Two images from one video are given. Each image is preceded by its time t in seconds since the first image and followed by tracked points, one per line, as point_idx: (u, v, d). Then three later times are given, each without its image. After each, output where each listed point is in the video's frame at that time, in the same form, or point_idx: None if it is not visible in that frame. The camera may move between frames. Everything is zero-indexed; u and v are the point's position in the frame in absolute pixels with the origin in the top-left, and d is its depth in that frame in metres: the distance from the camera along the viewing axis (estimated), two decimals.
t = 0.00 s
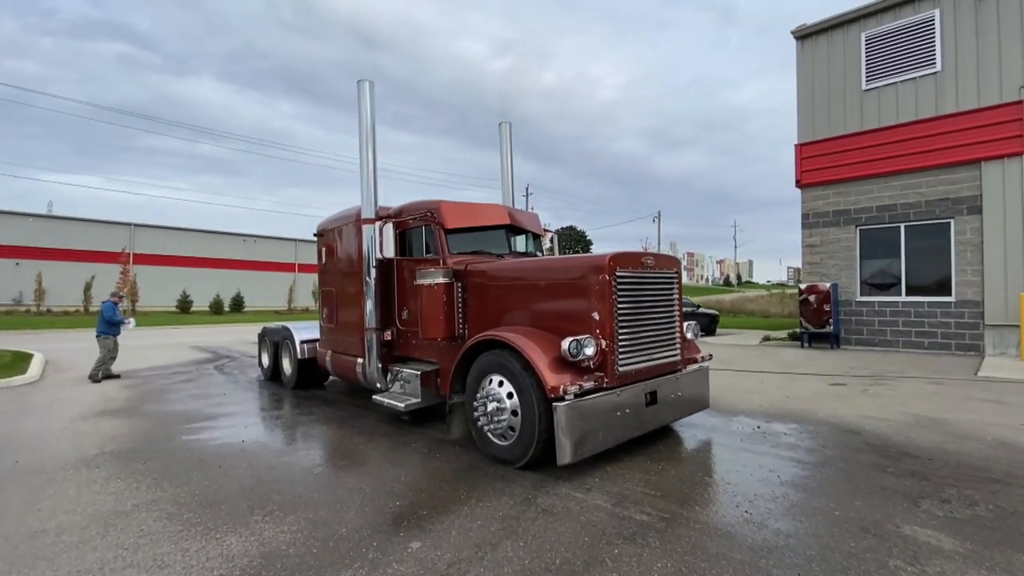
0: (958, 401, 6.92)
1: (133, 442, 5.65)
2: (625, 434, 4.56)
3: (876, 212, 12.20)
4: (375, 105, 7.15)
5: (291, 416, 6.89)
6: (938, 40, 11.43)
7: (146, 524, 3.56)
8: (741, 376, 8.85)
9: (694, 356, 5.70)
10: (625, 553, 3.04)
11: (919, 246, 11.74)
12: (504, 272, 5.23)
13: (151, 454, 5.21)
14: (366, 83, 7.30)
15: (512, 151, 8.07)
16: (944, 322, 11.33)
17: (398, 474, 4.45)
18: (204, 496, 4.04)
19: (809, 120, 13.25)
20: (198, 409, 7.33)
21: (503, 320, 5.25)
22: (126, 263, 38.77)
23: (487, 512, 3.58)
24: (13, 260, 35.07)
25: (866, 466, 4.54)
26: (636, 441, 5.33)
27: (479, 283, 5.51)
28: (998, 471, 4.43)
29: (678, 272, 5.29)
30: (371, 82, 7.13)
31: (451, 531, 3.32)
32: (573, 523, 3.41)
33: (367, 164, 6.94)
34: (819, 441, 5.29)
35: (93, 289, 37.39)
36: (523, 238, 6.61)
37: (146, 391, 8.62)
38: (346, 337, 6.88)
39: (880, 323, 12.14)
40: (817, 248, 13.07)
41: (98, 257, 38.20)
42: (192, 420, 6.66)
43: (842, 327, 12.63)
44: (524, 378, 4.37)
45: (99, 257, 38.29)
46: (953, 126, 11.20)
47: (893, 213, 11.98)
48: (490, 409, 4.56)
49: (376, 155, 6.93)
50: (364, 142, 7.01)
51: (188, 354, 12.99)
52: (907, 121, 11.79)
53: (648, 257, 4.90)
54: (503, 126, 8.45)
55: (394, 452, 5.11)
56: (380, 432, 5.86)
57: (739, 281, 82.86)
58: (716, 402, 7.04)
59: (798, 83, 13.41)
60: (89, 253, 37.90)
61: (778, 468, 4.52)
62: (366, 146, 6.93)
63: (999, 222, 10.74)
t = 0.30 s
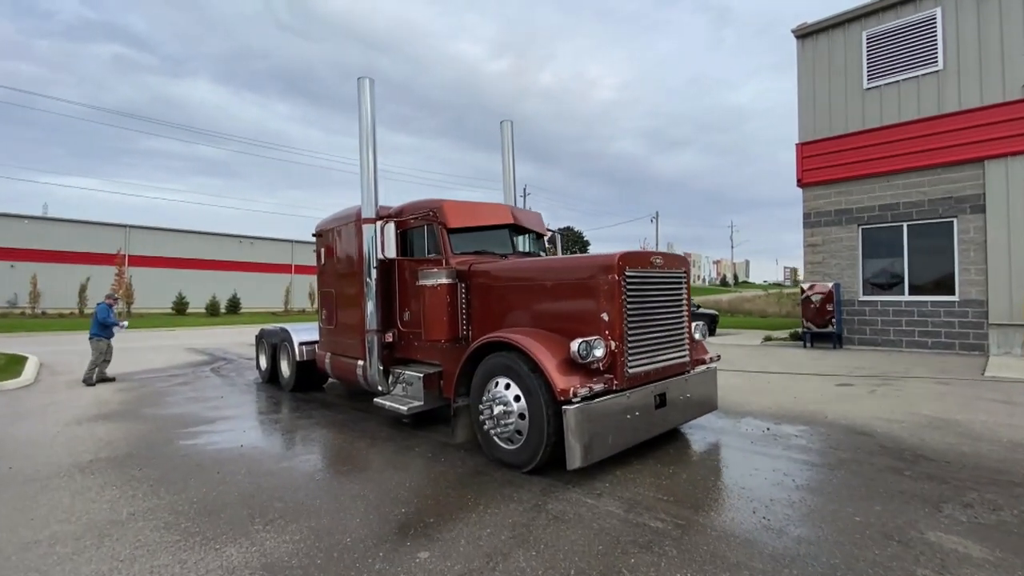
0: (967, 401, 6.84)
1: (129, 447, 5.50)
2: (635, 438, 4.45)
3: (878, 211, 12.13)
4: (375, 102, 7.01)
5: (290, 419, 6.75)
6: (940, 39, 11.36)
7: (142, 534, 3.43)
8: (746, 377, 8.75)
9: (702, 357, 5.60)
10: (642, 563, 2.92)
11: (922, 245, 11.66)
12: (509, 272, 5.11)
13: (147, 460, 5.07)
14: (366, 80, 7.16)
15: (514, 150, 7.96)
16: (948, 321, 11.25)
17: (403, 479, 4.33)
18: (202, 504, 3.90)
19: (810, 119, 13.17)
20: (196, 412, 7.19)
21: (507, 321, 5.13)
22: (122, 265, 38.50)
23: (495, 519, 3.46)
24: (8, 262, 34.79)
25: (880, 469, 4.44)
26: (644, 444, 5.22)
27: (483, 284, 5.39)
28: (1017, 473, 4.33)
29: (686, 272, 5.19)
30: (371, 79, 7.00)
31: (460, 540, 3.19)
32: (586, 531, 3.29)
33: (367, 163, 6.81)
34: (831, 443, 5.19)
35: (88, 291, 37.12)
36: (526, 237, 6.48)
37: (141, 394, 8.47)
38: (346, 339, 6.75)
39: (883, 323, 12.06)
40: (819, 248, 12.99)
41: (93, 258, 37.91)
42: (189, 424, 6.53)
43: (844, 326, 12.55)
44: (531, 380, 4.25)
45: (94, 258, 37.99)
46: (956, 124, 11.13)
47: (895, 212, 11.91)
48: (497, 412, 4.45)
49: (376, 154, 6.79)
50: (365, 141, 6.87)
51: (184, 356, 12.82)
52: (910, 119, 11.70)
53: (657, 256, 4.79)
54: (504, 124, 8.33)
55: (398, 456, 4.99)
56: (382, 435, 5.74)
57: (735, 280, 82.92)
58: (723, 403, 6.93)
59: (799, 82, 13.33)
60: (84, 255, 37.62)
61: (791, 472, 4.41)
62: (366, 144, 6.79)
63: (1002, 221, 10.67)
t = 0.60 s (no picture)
0: (978, 400, 6.72)
1: (124, 450, 5.36)
2: (643, 440, 4.31)
3: (883, 209, 12.01)
4: (374, 97, 6.88)
5: (289, 422, 6.61)
6: (946, 35, 11.24)
7: (134, 542, 3.29)
8: (752, 377, 8.62)
9: (710, 357, 5.47)
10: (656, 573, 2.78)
11: (928, 243, 11.53)
12: (512, 270, 4.97)
13: (141, 463, 4.92)
14: (365, 75, 7.03)
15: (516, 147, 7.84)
16: (955, 320, 11.12)
17: (404, 483, 4.19)
18: (197, 510, 3.76)
19: (814, 117, 13.04)
20: (192, 414, 7.05)
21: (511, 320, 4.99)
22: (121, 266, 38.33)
23: (501, 526, 3.32)
24: (6, 264, 34.63)
25: (896, 471, 4.30)
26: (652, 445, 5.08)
27: (486, 282, 5.26)
28: None
29: (695, 269, 5.05)
30: (370, 74, 6.86)
31: (465, 548, 3.06)
32: (597, 538, 3.15)
33: (366, 160, 6.67)
34: (843, 444, 5.06)
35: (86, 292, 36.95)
36: (529, 235, 6.35)
37: (137, 396, 8.33)
38: (346, 340, 6.61)
39: (888, 322, 11.92)
40: (824, 246, 12.86)
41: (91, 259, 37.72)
42: (185, 426, 6.38)
43: (849, 326, 12.43)
44: (537, 381, 4.12)
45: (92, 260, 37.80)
46: (963, 121, 11.00)
47: (900, 210, 11.78)
48: (501, 414, 4.31)
49: (376, 151, 6.65)
50: (364, 137, 6.73)
51: (182, 357, 12.68)
52: (915, 116, 11.58)
53: (665, 253, 4.66)
54: (505, 121, 8.20)
55: (399, 459, 4.85)
56: (383, 437, 5.60)
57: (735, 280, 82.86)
58: (730, 404, 6.80)
59: (803, 79, 13.21)
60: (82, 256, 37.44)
61: (805, 475, 4.27)
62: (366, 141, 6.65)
63: (1009, 218, 10.55)
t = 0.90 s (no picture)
0: (991, 403, 6.57)
1: (117, 455, 5.24)
2: (651, 445, 4.17)
3: (890, 209, 11.85)
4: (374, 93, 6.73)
5: (287, 425, 6.48)
6: (954, 31, 11.09)
7: (122, 552, 3.16)
8: (759, 379, 8.48)
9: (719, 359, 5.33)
10: None
11: (936, 243, 11.37)
12: (515, 269, 4.84)
13: (134, 468, 4.79)
14: (365, 71, 6.89)
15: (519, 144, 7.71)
16: (963, 321, 10.95)
17: (404, 490, 4.05)
18: (188, 519, 3.63)
19: (820, 115, 12.90)
20: (190, 417, 6.93)
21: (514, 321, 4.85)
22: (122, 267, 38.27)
23: (504, 537, 3.18)
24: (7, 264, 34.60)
25: (913, 478, 4.16)
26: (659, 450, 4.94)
27: (488, 282, 5.12)
28: None
29: (703, 268, 4.91)
30: (370, 70, 6.72)
31: (466, 561, 2.91)
32: (605, 550, 3.01)
33: (366, 157, 6.54)
34: (856, 449, 4.91)
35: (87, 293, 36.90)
36: (533, 234, 6.21)
37: (135, 398, 8.21)
38: (345, 341, 6.48)
39: (896, 323, 11.76)
40: (830, 246, 12.71)
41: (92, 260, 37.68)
42: (181, 430, 6.26)
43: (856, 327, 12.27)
44: (540, 385, 3.98)
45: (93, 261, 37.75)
46: (972, 119, 10.84)
47: (908, 210, 11.63)
48: (504, 419, 4.18)
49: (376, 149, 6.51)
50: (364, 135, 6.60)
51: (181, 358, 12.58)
52: (923, 114, 11.41)
53: (672, 252, 4.52)
54: (508, 118, 8.07)
55: (399, 464, 4.71)
56: (383, 442, 5.46)
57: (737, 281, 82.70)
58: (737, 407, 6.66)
59: (809, 77, 13.06)
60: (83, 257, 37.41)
61: (819, 482, 4.13)
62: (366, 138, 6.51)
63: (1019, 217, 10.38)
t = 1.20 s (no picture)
0: (1003, 406, 6.45)
1: (115, 457, 5.17)
2: (657, 449, 4.08)
3: (897, 209, 11.73)
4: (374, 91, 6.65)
5: (288, 426, 6.41)
6: (961, 30, 10.97)
7: (114, 558, 3.08)
8: (765, 380, 8.38)
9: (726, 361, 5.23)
10: None
11: (944, 244, 11.25)
12: (518, 269, 4.75)
13: (132, 471, 4.72)
14: (366, 69, 6.82)
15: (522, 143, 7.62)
16: (972, 322, 10.82)
17: (404, 494, 3.97)
18: (185, 523, 3.55)
19: (825, 115, 12.79)
20: (190, 418, 6.87)
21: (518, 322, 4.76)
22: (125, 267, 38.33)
23: (508, 544, 3.09)
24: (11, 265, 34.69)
25: (926, 484, 4.05)
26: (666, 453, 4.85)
27: (490, 282, 5.04)
28: None
29: (710, 268, 4.82)
30: (371, 68, 6.65)
31: (467, 569, 2.82)
32: (611, 559, 2.92)
33: (368, 156, 6.47)
34: (866, 453, 4.81)
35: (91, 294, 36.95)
36: (536, 234, 6.13)
37: (135, 399, 8.16)
38: (346, 342, 6.40)
39: (903, 324, 11.64)
40: (835, 247, 12.59)
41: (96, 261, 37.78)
42: (181, 431, 6.19)
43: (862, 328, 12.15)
44: (544, 387, 3.89)
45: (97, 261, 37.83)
46: (980, 118, 10.72)
47: (915, 210, 11.50)
48: (506, 422, 4.09)
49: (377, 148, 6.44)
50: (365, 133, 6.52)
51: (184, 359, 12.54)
52: (930, 113, 11.29)
53: (679, 252, 4.43)
54: (511, 117, 7.99)
55: (400, 467, 4.63)
56: (384, 444, 5.38)
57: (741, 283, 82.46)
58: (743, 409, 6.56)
59: (814, 76, 12.95)
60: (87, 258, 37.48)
61: (829, 487, 4.03)
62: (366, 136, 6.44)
63: None
